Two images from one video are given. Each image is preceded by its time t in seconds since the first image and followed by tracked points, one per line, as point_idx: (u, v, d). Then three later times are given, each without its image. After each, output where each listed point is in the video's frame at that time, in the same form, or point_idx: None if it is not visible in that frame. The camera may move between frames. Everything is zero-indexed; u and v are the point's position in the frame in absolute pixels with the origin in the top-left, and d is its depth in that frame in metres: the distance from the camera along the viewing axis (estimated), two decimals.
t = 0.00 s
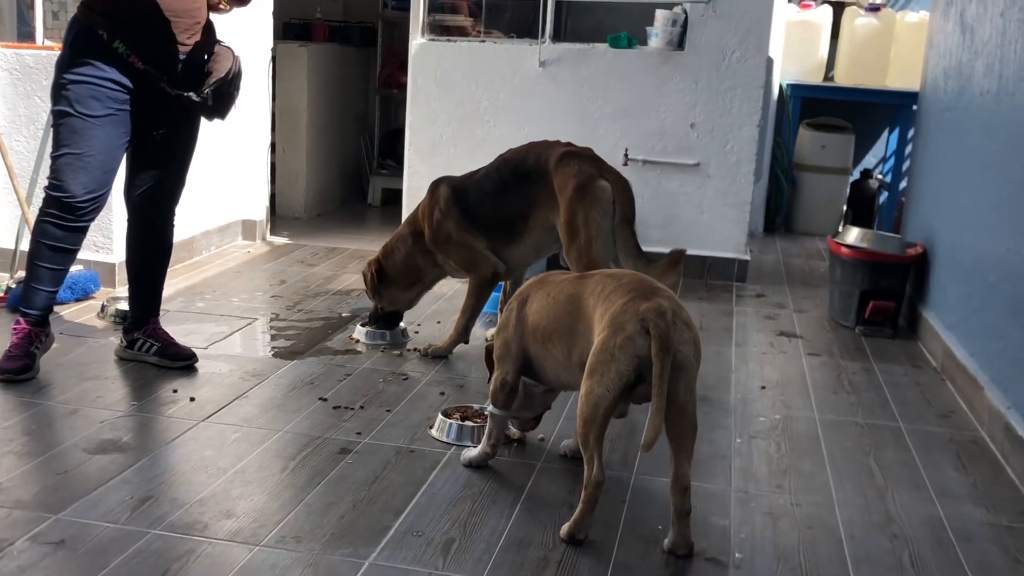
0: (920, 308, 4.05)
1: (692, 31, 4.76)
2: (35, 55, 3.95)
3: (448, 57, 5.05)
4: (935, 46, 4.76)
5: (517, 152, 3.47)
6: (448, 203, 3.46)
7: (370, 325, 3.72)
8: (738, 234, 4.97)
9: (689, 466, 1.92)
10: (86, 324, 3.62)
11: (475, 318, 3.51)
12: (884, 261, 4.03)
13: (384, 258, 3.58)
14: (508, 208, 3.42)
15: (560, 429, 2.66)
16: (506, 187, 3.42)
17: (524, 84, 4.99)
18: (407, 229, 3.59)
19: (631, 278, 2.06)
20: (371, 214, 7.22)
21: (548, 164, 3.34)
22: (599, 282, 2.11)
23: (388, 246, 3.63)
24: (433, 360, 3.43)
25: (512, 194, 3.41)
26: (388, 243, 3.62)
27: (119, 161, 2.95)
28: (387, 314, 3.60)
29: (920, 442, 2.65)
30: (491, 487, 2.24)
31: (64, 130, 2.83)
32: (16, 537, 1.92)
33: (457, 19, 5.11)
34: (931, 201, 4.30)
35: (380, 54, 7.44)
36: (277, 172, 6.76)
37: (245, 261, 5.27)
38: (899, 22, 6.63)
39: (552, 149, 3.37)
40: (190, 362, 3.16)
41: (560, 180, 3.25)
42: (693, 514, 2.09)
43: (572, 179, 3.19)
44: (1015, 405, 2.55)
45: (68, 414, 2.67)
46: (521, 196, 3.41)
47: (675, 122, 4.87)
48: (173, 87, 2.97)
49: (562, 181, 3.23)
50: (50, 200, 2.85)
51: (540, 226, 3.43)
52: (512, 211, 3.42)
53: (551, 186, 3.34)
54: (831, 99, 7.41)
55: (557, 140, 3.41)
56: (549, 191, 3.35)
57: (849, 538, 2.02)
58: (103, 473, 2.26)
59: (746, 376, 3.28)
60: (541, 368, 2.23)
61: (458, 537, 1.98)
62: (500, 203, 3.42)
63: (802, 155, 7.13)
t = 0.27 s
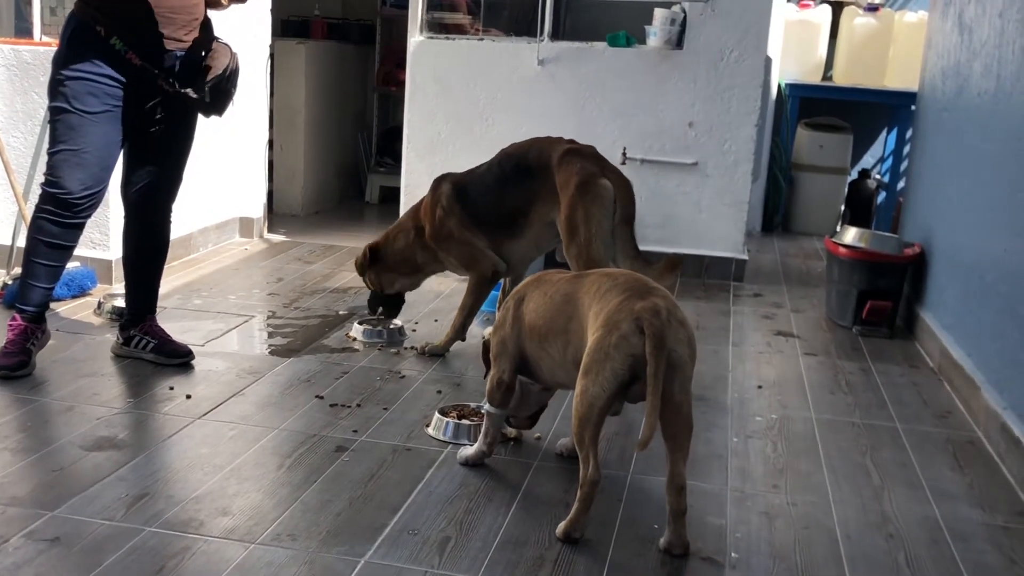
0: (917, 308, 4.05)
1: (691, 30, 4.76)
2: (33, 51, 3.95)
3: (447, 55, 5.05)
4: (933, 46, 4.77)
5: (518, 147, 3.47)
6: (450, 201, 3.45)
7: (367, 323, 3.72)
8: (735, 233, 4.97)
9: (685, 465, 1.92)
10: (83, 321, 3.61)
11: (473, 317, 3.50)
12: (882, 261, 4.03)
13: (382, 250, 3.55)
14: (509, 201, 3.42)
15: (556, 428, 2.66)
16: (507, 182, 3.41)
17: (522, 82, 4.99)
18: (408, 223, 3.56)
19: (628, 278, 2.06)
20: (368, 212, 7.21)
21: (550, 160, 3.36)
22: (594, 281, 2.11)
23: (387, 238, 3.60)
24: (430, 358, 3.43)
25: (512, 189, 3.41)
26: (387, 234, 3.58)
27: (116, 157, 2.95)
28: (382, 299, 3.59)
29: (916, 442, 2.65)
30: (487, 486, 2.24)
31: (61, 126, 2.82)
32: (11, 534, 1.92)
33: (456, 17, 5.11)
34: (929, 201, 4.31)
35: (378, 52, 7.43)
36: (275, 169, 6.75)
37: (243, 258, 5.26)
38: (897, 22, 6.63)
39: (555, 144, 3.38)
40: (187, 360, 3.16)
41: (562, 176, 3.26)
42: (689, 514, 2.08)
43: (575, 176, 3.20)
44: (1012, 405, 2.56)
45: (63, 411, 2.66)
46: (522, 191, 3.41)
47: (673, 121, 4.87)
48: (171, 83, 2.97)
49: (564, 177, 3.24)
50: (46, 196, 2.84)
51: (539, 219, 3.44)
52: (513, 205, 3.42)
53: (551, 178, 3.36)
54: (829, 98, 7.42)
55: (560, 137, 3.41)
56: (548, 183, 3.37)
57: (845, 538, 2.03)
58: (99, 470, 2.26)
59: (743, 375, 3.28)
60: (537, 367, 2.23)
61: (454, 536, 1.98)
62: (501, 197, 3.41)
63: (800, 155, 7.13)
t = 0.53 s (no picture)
0: (914, 306, 4.06)
1: (690, 27, 4.76)
2: (31, 46, 3.94)
3: (446, 51, 5.04)
4: (932, 45, 4.77)
5: (522, 144, 3.47)
6: (452, 196, 3.44)
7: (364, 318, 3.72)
8: (734, 230, 4.97)
9: (681, 462, 1.93)
10: (80, 315, 3.61)
11: (470, 313, 3.50)
12: (881, 259, 4.03)
13: (384, 240, 3.56)
14: (512, 197, 3.41)
15: (553, 424, 2.66)
16: (510, 178, 3.41)
17: (521, 78, 4.99)
18: (411, 215, 3.57)
19: (624, 274, 2.06)
20: (367, 207, 7.22)
21: (554, 156, 3.36)
22: (591, 277, 2.11)
23: (390, 228, 3.60)
24: (428, 354, 3.43)
25: (516, 185, 3.41)
26: (389, 225, 3.59)
27: (114, 151, 2.95)
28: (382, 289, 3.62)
29: (912, 440, 2.66)
30: (484, 481, 2.24)
31: (59, 120, 2.82)
32: (8, 528, 1.92)
33: (455, 13, 5.12)
34: (927, 199, 4.31)
35: (377, 48, 7.43)
36: (273, 165, 6.75)
37: (241, 253, 5.26)
38: (896, 20, 6.64)
39: (559, 141, 3.39)
40: (184, 354, 3.15)
41: (566, 171, 3.26)
42: (685, 510, 2.09)
43: (578, 171, 3.20)
44: (1008, 404, 2.56)
45: (60, 405, 2.66)
46: (525, 187, 3.41)
47: (671, 118, 4.87)
48: (169, 78, 2.97)
49: (568, 172, 3.25)
50: (44, 190, 2.84)
51: (541, 216, 3.44)
52: (515, 202, 3.42)
53: (554, 174, 3.37)
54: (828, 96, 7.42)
55: (564, 133, 3.42)
56: (552, 180, 3.38)
57: (841, 535, 2.03)
58: (96, 464, 2.26)
59: (740, 372, 3.29)
60: (534, 362, 2.24)
61: (451, 531, 1.98)
62: (504, 193, 3.41)
63: (799, 153, 7.13)
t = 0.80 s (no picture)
0: (914, 303, 4.06)
1: (691, 23, 4.75)
2: (32, 39, 3.94)
3: (447, 45, 5.04)
4: (934, 42, 4.77)
5: (528, 136, 3.47)
6: (457, 185, 3.44)
7: (364, 313, 3.72)
8: (734, 227, 4.97)
9: (681, 456, 1.93)
10: (80, 308, 3.61)
11: (471, 308, 3.50)
12: (883, 256, 4.03)
13: (384, 225, 3.53)
14: (518, 189, 3.40)
15: (553, 419, 2.66)
16: (516, 170, 3.41)
17: (522, 74, 4.98)
18: (413, 202, 3.55)
19: (624, 268, 2.05)
20: (367, 203, 7.22)
21: (561, 148, 3.36)
22: (591, 272, 2.11)
23: (390, 213, 3.58)
24: (428, 349, 3.43)
25: (521, 176, 3.40)
26: (389, 209, 3.57)
27: (116, 143, 2.94)
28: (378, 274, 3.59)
29: (912, 436, 2.66)
30: (484, 476, 2.24)
31: (61, 113, 2.82)
32: (8, 519, 1.92)
33: (456, 8, 5.11)
34: (928, 196, 4.31)
35: (378, 43, 7.42)
36: (274, 159, 6.75)
37: (241, 248, 5.26)
38: (898, 17, 6.63)
39: (565, 134, 3.40)
40: (184, 348, 3.16)
41: (573, 164, 3.26)
42: (684, 505, 2.09)
43: (586, 164, 3.20)
44: (1008, 400, 2.56)
45: (61, 398, 2.67)
46: (531, 178, 3.40)
47: (673, 114, 4.87)
48: (170, 70, 2.96)
49: (575, 165, 3.25)
50: (45, 182, 2.84)
51: (546, 208, 3.43)
52: (520, 194, 3.41)
53: (560, 166, 3.36)
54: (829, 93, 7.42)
55: (570, 127, 3.43)
56: (558, 173, 3.37)
57: (840, 530, 2.03)
58: (96, 456, 2.26)
59: (740, 368, 3.29)
60: (533, 357, 2.24)
61: (451, 524, 1.98)
62: (509, 185, 3.40)
63: (800, 150, 7.13)
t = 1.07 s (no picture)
0: (918, 304, 4.06)
1: (696, 23, 4.75)
2: (37, 34, 3.94)
3: (451, 44, 5.04)
4: (939, 42, 4.76)
5: (534, 135, 3.46)
6: (461, 182, 3.44)
7: (367, 310, 3.72)
8: (738, 227, 4.97)
9: (685, 456, 1.93)
10: (84, 305, 3.61)
11: (475, 306, 3.50)
12: (887, 256, 4.03)
13: (385, 221, 3.53)
14: (523, 187, 3.40)
15: (557, 417, 2.66)
16: (522, 168, 3.40)
17: (527, 72, 4.98)
18: (416, 198, 3.55)
19: (631, 267, 2.06)
20: (371, 201, 7.23)
21: (568, 147, 3.36)
22: (596, 271, 2.11)
23: (391, 209, 3.56)
24: (431, 347, 3.43)
25: (527, 174, 3.40)
26: (392, 206, 3.57)
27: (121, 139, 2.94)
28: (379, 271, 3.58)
29: (915, 436, 2.66)
30: (487, 473, 2.24)
31: (66, 108, 2.82)
32: (12, 514, 1.92)
33: (461, 6, 5.11)
34: (932, 197, 4.30)
35: (382, 41, 7.43)
36: (277, 157, 6.75)
37: (245, 245, 5.26)
38: (903, 18, 6.62)
39: (572, 133, 3.39)
40: (188, 344, 3.16)
41: (579, 163, 3.25)
42: (688, 504, 2.09)
43: (593, 163, 3.20)
44: (1012, 401, 2.56)
45: (64, 394, 2.67)
46: (536, 177, 3.40)
47: (677, 114, 4.87)
48: (176, 67, 2.96)
49: (581, 164, 3.24)
50: (50, 178, 2.84)
51: (551, 207, 3.43)
52: (524, 193, 3.41)
53: (567, 165, 3.36)
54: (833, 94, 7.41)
55: (577, 125, 3.42)
56: (565, 173, 3.36)
57: (844, 530, 2.03)
58: (100, 452, 2.27)
59: (743, 368, 3.29)
60: (537, 355, 2.23)
61: (454, 522, 1.98)
62: (514, 183, 3.40)
63: (804, 151, 7.13)
